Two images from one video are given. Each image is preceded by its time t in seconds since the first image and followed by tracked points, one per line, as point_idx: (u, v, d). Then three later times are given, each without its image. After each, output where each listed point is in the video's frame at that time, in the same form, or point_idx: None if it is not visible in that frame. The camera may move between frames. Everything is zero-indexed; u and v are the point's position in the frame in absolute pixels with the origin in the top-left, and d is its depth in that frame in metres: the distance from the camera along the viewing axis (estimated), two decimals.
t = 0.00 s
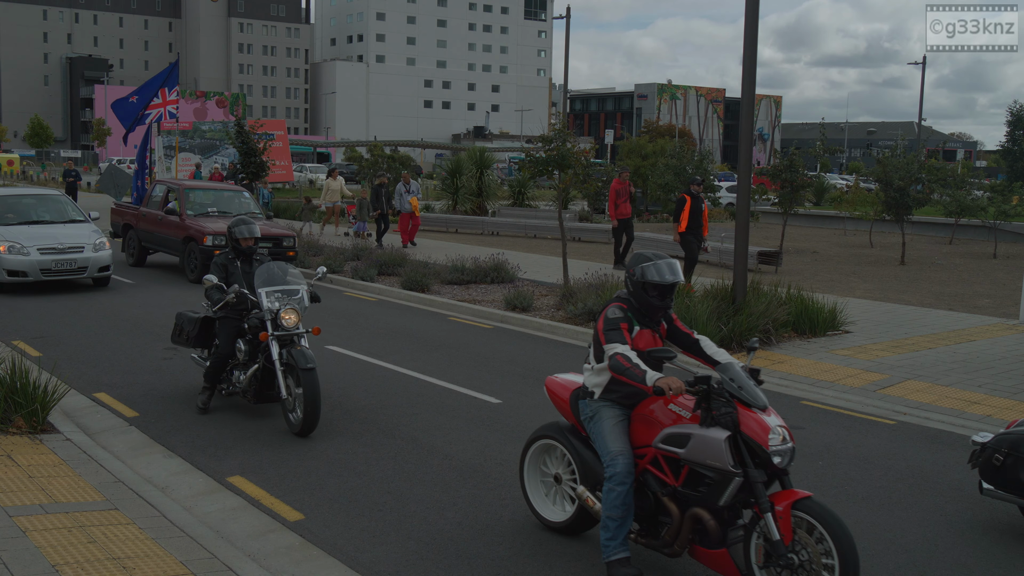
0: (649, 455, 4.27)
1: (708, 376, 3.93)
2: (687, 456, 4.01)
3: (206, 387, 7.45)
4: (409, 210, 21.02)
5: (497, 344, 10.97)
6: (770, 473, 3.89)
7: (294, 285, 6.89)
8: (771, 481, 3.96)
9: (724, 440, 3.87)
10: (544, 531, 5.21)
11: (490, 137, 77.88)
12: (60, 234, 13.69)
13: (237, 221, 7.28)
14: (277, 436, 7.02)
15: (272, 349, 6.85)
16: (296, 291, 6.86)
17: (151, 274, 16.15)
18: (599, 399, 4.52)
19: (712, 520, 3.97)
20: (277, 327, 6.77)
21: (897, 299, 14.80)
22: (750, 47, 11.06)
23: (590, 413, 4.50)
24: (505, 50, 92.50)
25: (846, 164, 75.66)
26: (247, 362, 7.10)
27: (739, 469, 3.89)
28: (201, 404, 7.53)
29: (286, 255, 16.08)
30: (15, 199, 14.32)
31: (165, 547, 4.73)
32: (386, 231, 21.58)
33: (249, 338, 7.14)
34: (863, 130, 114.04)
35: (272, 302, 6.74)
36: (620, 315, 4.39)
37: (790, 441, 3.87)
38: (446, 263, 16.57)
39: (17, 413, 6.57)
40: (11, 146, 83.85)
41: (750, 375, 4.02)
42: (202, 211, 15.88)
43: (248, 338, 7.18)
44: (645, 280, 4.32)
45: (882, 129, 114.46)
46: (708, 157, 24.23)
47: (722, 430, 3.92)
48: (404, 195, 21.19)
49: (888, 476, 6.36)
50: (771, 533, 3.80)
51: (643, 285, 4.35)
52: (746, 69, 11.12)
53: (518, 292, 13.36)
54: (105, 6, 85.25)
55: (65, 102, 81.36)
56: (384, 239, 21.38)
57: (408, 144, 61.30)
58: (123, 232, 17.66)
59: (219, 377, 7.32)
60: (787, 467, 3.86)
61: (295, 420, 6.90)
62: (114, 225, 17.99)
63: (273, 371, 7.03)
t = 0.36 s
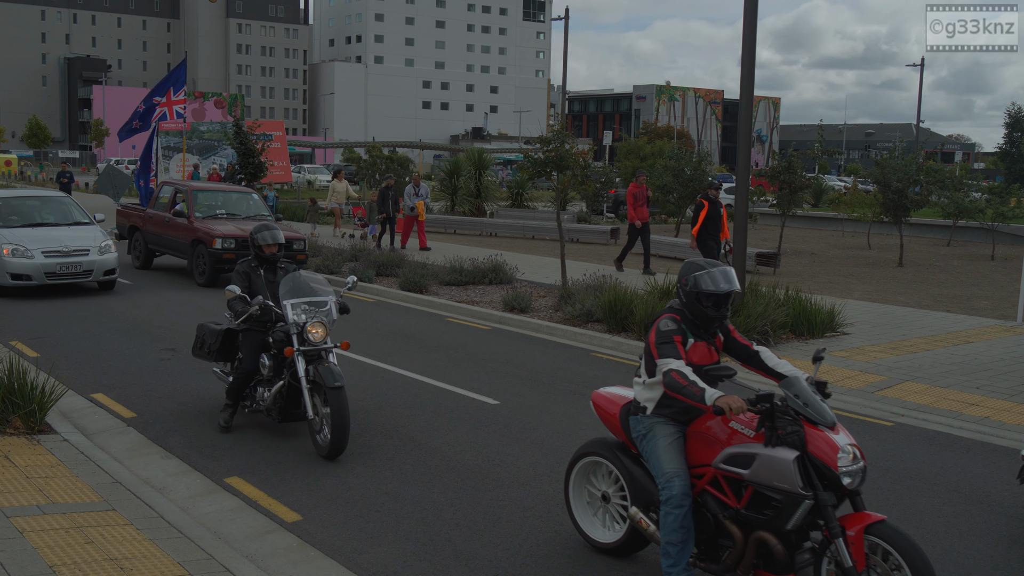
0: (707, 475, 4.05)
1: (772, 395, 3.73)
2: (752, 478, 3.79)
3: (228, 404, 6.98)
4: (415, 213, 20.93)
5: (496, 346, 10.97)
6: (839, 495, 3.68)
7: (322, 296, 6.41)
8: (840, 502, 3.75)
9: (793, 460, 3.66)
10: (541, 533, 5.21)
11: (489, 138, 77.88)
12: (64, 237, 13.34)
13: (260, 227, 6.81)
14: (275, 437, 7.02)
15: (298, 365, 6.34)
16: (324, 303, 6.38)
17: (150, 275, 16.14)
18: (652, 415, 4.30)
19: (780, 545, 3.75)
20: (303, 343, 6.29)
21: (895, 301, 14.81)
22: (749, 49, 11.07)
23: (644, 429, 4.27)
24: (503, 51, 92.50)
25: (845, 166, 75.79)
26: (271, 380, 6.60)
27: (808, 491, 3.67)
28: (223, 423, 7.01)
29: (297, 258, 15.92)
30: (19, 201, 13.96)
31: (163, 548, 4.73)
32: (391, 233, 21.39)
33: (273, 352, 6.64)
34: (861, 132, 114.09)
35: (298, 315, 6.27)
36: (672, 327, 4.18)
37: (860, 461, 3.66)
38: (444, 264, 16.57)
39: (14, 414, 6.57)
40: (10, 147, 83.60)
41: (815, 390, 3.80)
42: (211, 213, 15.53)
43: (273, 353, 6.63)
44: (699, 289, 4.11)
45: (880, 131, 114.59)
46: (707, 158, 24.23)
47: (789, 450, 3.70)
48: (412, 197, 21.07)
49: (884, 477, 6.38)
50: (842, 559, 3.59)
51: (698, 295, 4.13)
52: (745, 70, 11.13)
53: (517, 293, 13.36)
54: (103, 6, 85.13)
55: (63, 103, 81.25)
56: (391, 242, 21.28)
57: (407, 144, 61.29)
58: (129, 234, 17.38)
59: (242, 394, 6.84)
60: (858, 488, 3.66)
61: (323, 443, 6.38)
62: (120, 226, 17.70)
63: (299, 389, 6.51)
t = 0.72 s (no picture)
0: (771, 494, 3.82)
1: (842, 412, 3.51)
2: (822, 497, 3.57)
3: (253, 421, 6.46)
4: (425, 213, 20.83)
5: (496, 344, 10.97)
6: (914, 515, 3.48)
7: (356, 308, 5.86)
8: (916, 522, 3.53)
9: (868, 479, 3.44)
10: (543, 533, 5.19)
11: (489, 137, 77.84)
12: (72, 238, 13.13)
13: (291, 232, 6.36)
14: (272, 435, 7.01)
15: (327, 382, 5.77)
16: (358, 316, 5.83)
17: (150, 274, 16.14)
18: (711, 427, 4.08)
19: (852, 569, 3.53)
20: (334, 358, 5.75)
21: (895, 300, 14.81)
22: (749, 48, 11.07)
23: (701, 444, 4.06)
24: (504, 50, 92.45)
25: (845, 165, 75.77)
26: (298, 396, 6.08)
27: (884, 512, 3.45)
28: (248, 442, 6.50)
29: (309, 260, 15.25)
30: (26, 200, 13.75)
31: (162, 546, 4.74)
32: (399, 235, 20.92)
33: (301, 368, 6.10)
34: (862, 131, 114.04)
35: (329, 328, 5.73)
36: (730, 338, 3.97)
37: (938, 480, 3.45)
38: (444, 263, 16.57)
39: (14, 412, 6.58)
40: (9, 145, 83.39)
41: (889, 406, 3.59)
42: (221, 213, 15.31)
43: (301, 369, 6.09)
44: (757, 298, 3.91)
45: (880, 130, 114.56)
46: (707, 157, 24.23)
47: (865, 469, 3.49)
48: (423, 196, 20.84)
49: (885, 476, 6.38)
50: None
51: (755, 304, 3.93)
52: (745, 69, 11.13)
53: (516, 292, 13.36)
54: (103, 5, 85.09)
55: (63, 101, 81.22)
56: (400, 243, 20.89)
57: (407, 143, 61.22)
58: (137, 233, 17.19)
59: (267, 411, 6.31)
60: (936, 509, 3.45)
61: (353, 467, 5.83)
62: (127, 225, 17.49)
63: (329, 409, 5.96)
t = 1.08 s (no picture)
0: (844, 512, 3.66)
1: (928, 426, 3.38)
2: (904, 517, 3.41)
3: (284, 443, 5.97)
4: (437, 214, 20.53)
5: (497, 343, 10.97)
6: (1002, 539, 3.33)
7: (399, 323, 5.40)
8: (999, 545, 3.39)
9: (956, 498, 3.29)
10: (545, 533, 5.19)
11: (490, 136, 77.79)
12: (81, 239, 12.82)
13: (325, 240, 5.91)
14: (274, 434, 7.01)
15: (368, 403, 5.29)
16: (401, 331, 5.37)
17: (152, 273, 16.13)
18: (776, 443, 3.89)
19: None
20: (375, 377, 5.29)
21: (896, 299, 14.80)
22: (749, 48, 11.07)
23: (766, 459, 3.87)
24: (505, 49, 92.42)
25: (846, 165, 75.70)
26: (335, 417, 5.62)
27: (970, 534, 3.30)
28: (279, 465, 6.02)
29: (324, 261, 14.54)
30: (35, 201, 13.50)
31: (164, 545, 4.74)
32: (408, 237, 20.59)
33: (337, 386, 5.63)
34: (863, 131, 113.94)
35: (371, 344, 5.29)
36: (805, 345, 3.77)
37: None
38: (445, 262, 16.57)
39: (15, 411, 6.58)
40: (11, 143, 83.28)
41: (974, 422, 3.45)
42: (233, 213, 15.08)
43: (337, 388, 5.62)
44: (835, 305, 3.73)
45: (882, 129, 114.46)
46: (708, 157, 24.21)
47: (950, 487, 3.34)
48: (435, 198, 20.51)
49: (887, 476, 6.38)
50: None
51: (833, 311, 3.75)
52: (745, 69, 11.13)
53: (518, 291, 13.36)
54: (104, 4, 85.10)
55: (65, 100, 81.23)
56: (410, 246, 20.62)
57: (408, 142, 61.18)
58: (146, 234, 16.95)
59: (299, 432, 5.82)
60: None
61: (394, 496, 5.35)
62: (137, 227, 17.26)
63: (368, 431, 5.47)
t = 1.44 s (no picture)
0: (927, 533, 3.44)
1: None
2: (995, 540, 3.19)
3: (320, 467, 5.48)
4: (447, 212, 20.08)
5: (498, 342, 10.97)
6: None
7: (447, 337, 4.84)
8: None
9: None
10: (545, 531, 5.20)
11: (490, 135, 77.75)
12: (90, 240, 12.60)
13: (362, 248, 5.38)
14: (275, 433, 7.01)
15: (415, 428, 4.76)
16: (447, 347, 4.80)
17: (150, 271, 16.17)
18: (850, 459, 3.66)
19: None
20: (422, 398, 4.77)
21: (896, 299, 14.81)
22: (749, 47, 11.07)
23: (842, 476, 3.65)
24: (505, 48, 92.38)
25: (847, 164, 75.63)
26: (376, 442, 5.11)
27: None
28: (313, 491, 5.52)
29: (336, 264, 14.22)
30: (43, 202, 13.30)
31: (164, 543, 4.75)
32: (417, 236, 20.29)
33: (378, 407, 5.10)
34: (863, 130, 113.93)
35: (416, 363, 4.73)
36: (885, 357, 3.53)
37: None
38: (445, 261, 16.57)
39: (15, 410, 6.58)
40: (11, 143, 83.26)
41: None
42: (244, 214, 14.85)
43: (378, 409, 5.10)
44: (920, 314, 3.49)
45: (881, 129, 114.44)
46: (707, 156, 24.20)
47: None
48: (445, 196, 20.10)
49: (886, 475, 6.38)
50: None
51: (914, 321, 3.52)
52: (746, 68, 11.13)
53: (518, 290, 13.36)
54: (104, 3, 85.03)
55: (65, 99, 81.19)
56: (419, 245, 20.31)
57: (407, 142, 61.13)
58: (155, 235, 16.73)
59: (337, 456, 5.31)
60: None
61: (443, 530, 4.83)
62: (145, 228, 17.06)
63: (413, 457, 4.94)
